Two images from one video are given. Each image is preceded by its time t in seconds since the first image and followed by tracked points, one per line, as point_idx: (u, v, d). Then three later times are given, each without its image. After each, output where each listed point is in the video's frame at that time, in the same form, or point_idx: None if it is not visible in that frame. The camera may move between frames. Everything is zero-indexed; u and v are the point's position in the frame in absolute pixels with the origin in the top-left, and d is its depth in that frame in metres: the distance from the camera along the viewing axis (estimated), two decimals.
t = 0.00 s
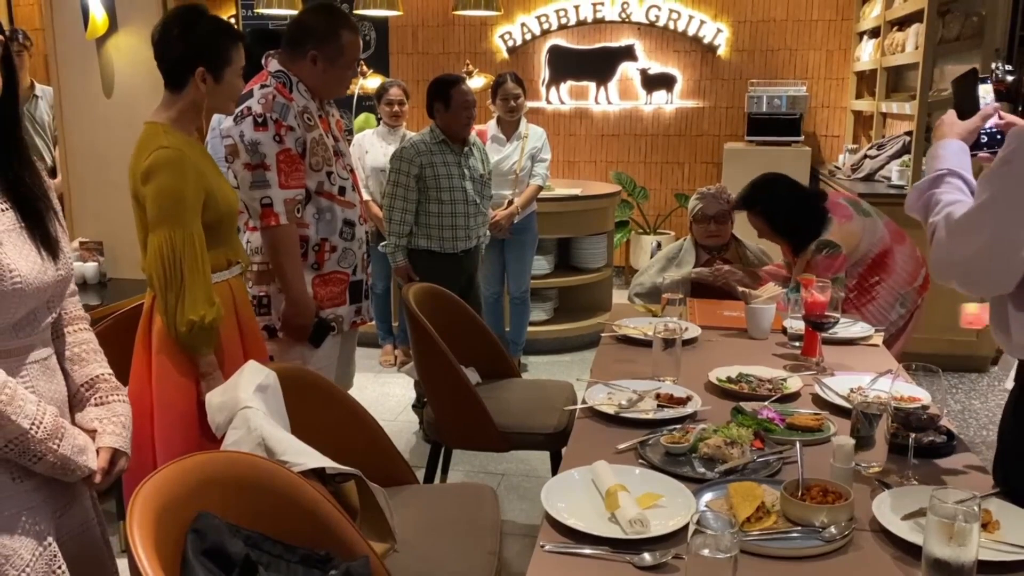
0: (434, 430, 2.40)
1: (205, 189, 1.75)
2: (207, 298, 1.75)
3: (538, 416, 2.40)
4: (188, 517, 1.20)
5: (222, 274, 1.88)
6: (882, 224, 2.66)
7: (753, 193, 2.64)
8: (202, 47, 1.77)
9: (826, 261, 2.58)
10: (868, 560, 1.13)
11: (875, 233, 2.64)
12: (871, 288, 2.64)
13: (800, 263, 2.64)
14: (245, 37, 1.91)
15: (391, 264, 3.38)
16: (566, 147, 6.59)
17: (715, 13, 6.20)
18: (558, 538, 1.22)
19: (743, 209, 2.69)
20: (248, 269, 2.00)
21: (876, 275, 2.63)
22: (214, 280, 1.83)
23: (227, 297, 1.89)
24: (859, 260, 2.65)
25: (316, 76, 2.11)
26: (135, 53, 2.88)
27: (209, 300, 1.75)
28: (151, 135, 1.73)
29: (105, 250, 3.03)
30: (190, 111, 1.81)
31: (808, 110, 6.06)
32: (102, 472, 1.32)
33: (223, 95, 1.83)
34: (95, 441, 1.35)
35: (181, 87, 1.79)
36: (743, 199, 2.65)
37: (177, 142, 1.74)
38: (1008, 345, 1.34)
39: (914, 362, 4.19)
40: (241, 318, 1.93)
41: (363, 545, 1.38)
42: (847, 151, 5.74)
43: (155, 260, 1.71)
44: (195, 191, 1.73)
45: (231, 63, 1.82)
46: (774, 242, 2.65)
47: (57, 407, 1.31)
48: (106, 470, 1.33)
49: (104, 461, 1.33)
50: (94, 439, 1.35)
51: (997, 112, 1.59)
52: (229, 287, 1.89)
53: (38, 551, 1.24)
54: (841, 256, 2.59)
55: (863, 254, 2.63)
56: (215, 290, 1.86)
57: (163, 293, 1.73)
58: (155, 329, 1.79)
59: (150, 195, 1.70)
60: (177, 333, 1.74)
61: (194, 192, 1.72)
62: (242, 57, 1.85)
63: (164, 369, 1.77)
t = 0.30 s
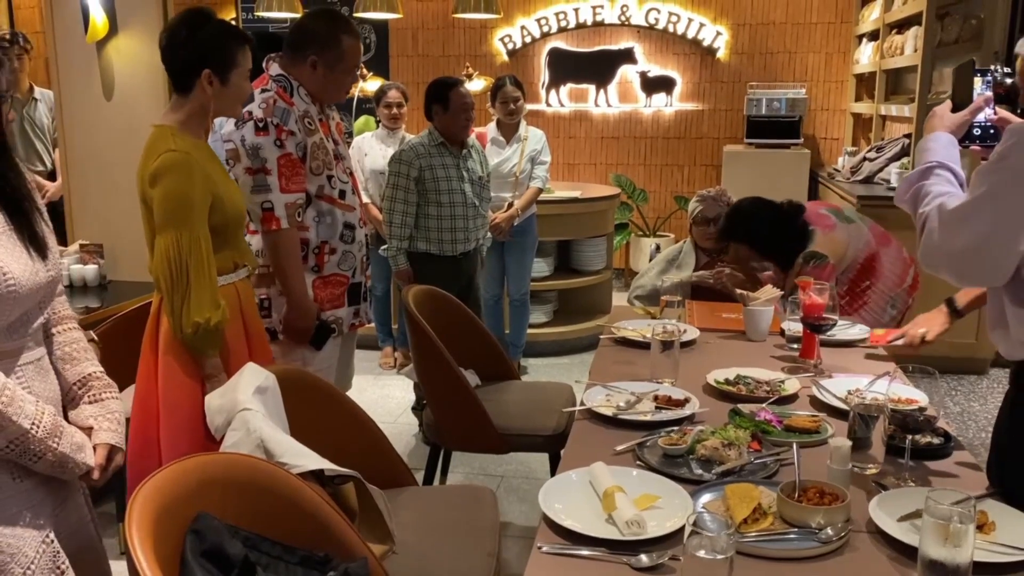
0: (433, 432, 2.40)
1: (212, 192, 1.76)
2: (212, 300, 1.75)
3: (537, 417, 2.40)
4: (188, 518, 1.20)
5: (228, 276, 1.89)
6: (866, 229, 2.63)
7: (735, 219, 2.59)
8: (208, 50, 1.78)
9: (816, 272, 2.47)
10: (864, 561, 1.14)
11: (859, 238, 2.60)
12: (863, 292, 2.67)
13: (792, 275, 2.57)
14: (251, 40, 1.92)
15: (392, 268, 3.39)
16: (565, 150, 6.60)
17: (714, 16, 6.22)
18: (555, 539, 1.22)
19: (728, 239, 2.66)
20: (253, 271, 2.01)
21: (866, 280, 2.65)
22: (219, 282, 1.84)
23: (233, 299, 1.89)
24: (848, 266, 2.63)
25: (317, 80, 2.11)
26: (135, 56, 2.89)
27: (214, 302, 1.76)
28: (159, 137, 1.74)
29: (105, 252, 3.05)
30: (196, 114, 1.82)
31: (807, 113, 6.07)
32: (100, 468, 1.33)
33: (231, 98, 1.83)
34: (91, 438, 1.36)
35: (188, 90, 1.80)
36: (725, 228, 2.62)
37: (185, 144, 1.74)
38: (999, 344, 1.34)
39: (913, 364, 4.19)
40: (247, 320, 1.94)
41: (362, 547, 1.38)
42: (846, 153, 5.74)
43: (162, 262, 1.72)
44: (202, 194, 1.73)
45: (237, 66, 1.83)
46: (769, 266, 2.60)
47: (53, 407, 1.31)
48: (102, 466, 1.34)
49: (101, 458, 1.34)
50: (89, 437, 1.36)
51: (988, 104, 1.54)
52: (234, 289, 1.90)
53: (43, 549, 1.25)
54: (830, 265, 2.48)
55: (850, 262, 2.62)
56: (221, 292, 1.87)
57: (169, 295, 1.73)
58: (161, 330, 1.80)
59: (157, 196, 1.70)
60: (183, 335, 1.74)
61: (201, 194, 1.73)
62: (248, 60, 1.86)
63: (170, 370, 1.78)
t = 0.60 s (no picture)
0: (433, 434, 2.40)
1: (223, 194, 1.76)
2: (222, 301, 1.76)
3: (538, 419, 2.40)
4: (188, 520, 1.20)
5: (237, 276, 1.89)
6: (863, 233, 2.66)
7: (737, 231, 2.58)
8: (213, 49, 1.78)
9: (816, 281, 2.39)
10: (863, 561, 1.14)
11: (857, 245, 2.63)
12: (862, 297, 2.66)
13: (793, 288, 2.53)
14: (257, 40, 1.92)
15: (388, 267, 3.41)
16: (567, 152, 6.60)
17: (716, 18, 6.22)
18: (554, 540, 1.22)
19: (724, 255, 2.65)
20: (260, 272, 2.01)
21: (865, 283, 2.65)
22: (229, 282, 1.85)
23: (242, 299, 1.90)
24: (847, 271, 2.65)
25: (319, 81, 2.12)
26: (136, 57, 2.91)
27: (224, 303, 1.76)
28: (171, 139, 1.74)
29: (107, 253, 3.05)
30: (206, 115, 1.82)
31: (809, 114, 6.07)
32: (96, 469, 1.33)
33: (237, 98, 1.83)
34: (86, 439, 1.35)
35: (196, 91, 1.81)
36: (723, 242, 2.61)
37: (197, 146, 1.74)
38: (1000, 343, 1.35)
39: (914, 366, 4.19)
40: (257, 320, 1.94)
41: (362, 548, 1.38)
42: (848, 155, 5.74)
43: (173, 263, 1.72)
44: (214, 196, 1.74)
45: (243, 65, 1.83)
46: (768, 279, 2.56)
47: (47, 409, 1.31)
48: (99, 466, 1.34)
49: (97, 457, 1.34)
50: (85, 436, 1.36)
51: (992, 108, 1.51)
52: (243, 290, 1.90)
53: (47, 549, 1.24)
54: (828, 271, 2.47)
55: (849, 265, 2.63)
56: (231, 293, 1.87)
57: (180, 296, 1.74)
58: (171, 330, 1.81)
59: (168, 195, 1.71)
60: (194, 335, 1.75)
61: (212, 196, 1.73)
62: (254, 59, 1.85)
63: (182, 368, 1.79)
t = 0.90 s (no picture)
0: (437, 436, 2.40)
1: (236, 195, 1.76)
2: (237, 299, 1.77)
3: (542, 421, 2.39)
4: (189, 521, 1.20)
5: (251, 274, 1.90)
6: (870, 236, 2.67)
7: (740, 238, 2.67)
8: (214, 47, 1.80)
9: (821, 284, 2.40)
10: (869, 566, 1.13)
11: (864, 248, 2.65)
12: (868, 301, 2.67)
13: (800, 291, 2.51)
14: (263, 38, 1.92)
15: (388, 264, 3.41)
16: (573, 154, 6.59)
17: (722, 20, 6.21)
18: (558, 543, 1.21)
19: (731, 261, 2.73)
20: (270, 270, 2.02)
21: (871, 288, 2.66)
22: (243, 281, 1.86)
23: (256, 297, 1.91)
24: (854, 275, 2.67)
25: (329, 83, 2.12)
26: (141, 59, 2.90)
27: (239, 303, 1.77)
28: (185, 139, 1.75)
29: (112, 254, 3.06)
30: (213, 117, 1.83)
31: (815, 117, 6.06)
32: (92, 473, 1.34)
33: (241, 95, 1.83)
34: (79, 443, 1.36)
35: (203, 92, 1.83)
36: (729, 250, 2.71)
37: (210, 147, 1.75)
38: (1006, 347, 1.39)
39: (920, 369, 4.18)
40: (272, 318, 1.95)
41: (364, 550, 1.38)
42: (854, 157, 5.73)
43: (188, 262, 1.73)
44: (228, 196, 1.74)
45: (244, 61, 1.82)
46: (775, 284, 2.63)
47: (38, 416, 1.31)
48: (94, 470, 1.35)
49: (93, 462, 1.34)
50: (76, 442, 1.36)
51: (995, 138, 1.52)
52: (256, 288, 1.91)
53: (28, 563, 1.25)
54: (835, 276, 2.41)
55: (855, 270, 2.66)
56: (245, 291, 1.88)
57: (196, 295, 1.75)
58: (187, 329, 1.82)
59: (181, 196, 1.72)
60: (210, 334, 1.76)
61: (227, 196, 1.74)
62: (259, 55, 1.85)
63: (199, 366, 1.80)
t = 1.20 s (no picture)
0: (447, 440, 2.40)
1: (265, 199, 1.77)
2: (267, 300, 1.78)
3: (552, 426, 2.39)
4: (199, 526, 1.20)
5: (278, 276, 1.92)
6: (890, 241, 2.65)
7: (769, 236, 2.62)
8: (235, 50, 1.82)
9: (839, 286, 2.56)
10: None
11: (884, 251, 2.62)
12: (885, 307, 2.65)
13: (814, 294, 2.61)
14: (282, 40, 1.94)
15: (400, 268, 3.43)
16: (583, 158, 6.59)
17: (733, 24, 6.19)
18: (568, 550, 1.21)
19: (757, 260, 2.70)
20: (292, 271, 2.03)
21: (888, 293, 2.64)
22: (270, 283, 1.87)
23: (283, 298, 1.93)
24: (872, 279, 2.64)
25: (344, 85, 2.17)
26: (153, 63, 2.92)
27: (268, 302, 1.79)
28: (215, 141, 1.76)
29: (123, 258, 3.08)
30: (242, 118, 1.85)
31: (827, 121, 6.04)
32: (70, 500, 1.27)
33: (257, 93, 1.84)
34: (55, 469, 1.29)
35: (224, 95, 1.84)
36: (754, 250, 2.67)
37: (241, 149, 1.77)
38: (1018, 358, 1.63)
39: (931, 375, 4.15)
40: (299, 319, 1.96)
41: (373, 555, 1.38)
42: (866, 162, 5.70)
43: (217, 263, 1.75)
44: (258, 198, 1.76)
45: (259, 58, 1.84)
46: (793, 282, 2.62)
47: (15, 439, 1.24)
48: (72, 497, 1.28)
49: (71, 488, 1.28)
50: (52, 467, 1.29)
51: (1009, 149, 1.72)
52: (283, 289, 1.93)
53: None
54: (854, 279, 2.56)
55: (874, 275, 2.63)
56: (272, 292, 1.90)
57: (224, 295, 1.76)
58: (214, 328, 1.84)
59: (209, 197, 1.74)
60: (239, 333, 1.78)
61: (257, 198, 1.75)
62: (273, 52, 1.86)
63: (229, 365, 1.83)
